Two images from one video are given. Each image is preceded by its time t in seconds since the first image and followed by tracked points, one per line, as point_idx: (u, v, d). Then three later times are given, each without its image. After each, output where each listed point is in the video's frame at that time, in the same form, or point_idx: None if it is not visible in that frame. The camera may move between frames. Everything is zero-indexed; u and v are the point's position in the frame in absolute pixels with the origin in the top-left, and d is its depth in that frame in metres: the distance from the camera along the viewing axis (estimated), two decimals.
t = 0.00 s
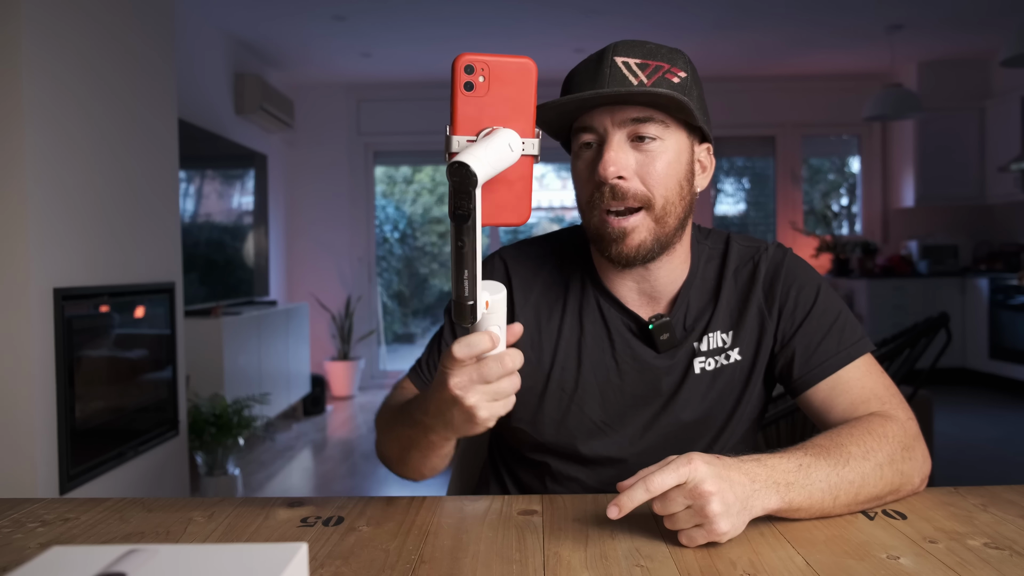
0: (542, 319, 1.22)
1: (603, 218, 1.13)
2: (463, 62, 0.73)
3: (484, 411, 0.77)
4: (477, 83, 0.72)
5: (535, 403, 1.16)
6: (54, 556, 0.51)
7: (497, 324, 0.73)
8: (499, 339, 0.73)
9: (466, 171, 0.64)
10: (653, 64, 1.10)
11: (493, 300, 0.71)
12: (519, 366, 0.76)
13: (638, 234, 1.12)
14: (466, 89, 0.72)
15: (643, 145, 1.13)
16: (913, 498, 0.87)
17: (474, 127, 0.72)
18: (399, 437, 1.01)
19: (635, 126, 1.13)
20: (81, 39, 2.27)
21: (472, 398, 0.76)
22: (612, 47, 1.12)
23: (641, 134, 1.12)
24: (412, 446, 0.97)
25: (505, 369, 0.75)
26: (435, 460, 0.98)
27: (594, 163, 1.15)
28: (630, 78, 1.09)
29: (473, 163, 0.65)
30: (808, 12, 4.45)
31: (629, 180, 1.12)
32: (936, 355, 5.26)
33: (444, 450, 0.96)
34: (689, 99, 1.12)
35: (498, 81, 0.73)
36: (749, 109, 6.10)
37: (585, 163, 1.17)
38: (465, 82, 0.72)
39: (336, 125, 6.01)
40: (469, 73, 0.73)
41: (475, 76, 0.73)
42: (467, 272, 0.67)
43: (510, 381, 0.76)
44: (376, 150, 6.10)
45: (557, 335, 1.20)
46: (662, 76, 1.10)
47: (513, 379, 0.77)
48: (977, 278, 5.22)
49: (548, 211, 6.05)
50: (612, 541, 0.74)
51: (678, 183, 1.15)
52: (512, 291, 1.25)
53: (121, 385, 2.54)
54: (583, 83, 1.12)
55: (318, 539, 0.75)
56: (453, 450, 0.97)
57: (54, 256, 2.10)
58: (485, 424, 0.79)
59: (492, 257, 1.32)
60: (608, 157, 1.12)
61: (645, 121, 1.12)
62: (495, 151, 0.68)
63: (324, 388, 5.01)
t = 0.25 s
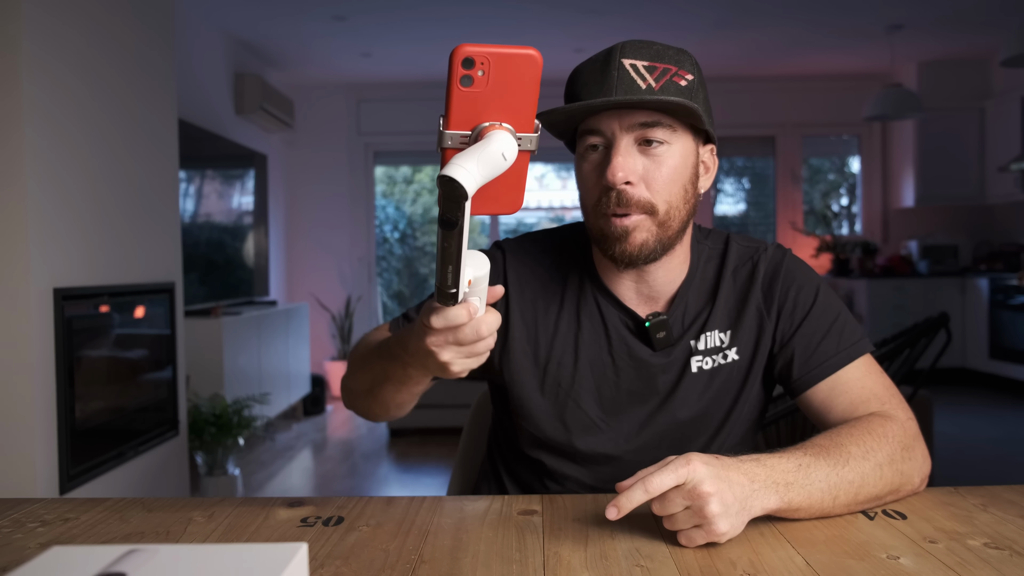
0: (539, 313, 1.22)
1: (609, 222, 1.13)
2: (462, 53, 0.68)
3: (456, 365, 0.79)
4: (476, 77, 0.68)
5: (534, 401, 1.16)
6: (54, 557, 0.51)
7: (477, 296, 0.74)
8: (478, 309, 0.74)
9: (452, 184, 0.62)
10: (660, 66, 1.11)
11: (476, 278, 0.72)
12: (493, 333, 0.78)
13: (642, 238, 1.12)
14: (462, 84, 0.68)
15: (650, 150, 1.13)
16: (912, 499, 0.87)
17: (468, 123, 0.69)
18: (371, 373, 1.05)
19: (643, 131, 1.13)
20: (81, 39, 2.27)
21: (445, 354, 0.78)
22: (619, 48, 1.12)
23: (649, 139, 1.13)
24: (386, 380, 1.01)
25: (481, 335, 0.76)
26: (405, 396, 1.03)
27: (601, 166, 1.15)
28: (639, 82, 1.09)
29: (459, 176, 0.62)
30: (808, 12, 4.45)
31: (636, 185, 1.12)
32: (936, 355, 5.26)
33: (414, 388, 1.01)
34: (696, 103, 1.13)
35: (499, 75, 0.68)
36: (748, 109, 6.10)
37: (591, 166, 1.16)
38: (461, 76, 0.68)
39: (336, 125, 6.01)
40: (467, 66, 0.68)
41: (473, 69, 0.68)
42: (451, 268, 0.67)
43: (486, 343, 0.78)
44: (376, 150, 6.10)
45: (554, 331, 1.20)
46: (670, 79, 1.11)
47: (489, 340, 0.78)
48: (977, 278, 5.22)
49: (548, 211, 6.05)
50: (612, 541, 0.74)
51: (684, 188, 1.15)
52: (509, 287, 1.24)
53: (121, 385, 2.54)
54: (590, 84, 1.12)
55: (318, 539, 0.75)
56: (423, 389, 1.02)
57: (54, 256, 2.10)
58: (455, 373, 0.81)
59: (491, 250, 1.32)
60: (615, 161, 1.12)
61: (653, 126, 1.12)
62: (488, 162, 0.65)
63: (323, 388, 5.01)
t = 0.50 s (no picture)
0: (537, 313, 1.22)
1: (605, 219, 1.12)
2: (470, 61, 0.67)
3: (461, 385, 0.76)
4: (483, 82, 0.67)
5: (532, 401, 1.16)
6: (54, 557, 0.51)
7: (482, 308, 0.72)
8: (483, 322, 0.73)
9: (452, 169, 0.63)
10: (658, 64, 1.11)
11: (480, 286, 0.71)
12: (500, 353, 0.75)
13: (638, 235, 1.12)
14: (470, 89, 0.67)
15: (647, 148, 1.13)
16: (912, 499, 0.87)
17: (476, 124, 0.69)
18: (380, 401, 1.03)
19: (640, 128, 1.12)
20: (81, 39, 2.27)
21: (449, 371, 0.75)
22: (616, 46, 1.12)
23: (646, 137, 1.12)
24: (394, 407, 0.99)
25: (485, 350, 0.74)
26: (415, 425, 0.99)
27: (598, 163, 1.14)
28: (636, 79, 1.09)
29: (459, 164, 0.63)
30: (808, 13, 4.45)
31: (632, 182, 1.11)
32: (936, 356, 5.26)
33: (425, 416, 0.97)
34: (692, 101, 1.13)
35: (506, 79, 0.67)
36: (749, 109, 6.10)
37: (587, 163, 1.15)
38: (467, 81, 0.67)
39: (336, 125, 6.01)
40: (474, 71, 0.67)
41: (480, 74, 0.67)
42: (450, 261, 0.66)
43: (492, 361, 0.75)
44: (376, 150, 6.10)
45: (551, 330, 1.20)
46: (667, 77, 1.11)
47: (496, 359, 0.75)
48: (977, 278, 5.22)
49: (548, 211, 6.05)
50: (611, 542, 0.74)
51: (679, 185, 1.15)
52: (508, 287, 1.25)
53: (121, 385, 2.54)
54: (587, 81, 1.12)
55: (318, 538, 0.75)
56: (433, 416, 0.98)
57: (54, 256, 2.10)
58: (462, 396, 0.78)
59: (488, 252, 1.32)
60: (613, 158, 1.12)
61: (650, 123, 1.12)
62: (492, 162, 0.66)
63: (324, 388, 5.01)
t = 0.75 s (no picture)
0: (542, 313, 1.21)
1: (609, 209, 1.12)
2: (480, 50, 0.71)
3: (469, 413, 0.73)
4: (493, 70, 0.71)
5: (535, 400, 1.16)
6: (54, 557, 0.51)
7: (496, 317, 0.69)
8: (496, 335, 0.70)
9: (465, 131, 0.67)
10: (661, 59, 1.10)
11: (494, 287, 0.68)
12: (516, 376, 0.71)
13: (640, 226, 1.11)
14: (482, 78, 0.71)
15: (651, 139, 1.13)
16: (912, 499, 0.87)
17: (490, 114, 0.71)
18: (396, 443, 1.00)
19: (645, 120, 1.13)
20: (81, 39, 2.27)
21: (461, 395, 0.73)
22: (619, 40, 1.12)
23: (650, 128, 1.13)
24: (410, 456, 0.95)
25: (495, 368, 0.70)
26: (432, 473, 0.95)
27: (602, 155, 1.15)
28: (639, 73, 1.09)
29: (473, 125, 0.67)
30: (808, 12, 4.45)
31: (637, 172, 1.11)
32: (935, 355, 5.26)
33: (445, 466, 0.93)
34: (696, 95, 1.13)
35: (516, 68, 0.71)
36: (749, 109, 6.10)
37: (591, 155, 1.16)
38: (479, 71, 0.71)
39: (336, 125, 6.01)
40: (485, 61, 0.71)
41: (490, 63, 0.71)
42: (461, 236, 0.67)
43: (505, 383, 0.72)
44: (376, 150, 6.10)
45: (554, 329, 1.20)
46: (670, 72, 1.10)
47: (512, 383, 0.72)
48: (977, 278, 5.22)
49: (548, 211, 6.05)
50: (611, 542, 0.74)
51: (682, 178, 1.16)
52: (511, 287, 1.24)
53: (121, 385, 2.54)
54: (590, 74, 1.11)
55: (318, 538, 0.75)
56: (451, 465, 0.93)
57: (54, 256, 2.10)
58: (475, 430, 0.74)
59: (490, 255, 1.32)
60: (617, 148, 1.12)
61: (654, 115, 1.13)
62: (504, 135, 0.67)
63: (324, 388, 5.01)
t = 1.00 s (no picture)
0: (543, 313, 1.21)
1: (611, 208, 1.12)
2: (496, 45, 0.72)
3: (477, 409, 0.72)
4: (509, 63, 0.71)
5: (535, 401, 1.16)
6: (54, 557, 0.51)
7: (507, 310, 0.70)
8: (506, 331, 0.70)
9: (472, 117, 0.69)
10: (665, 58, 1.10)
11: (502, 279, 0.70)
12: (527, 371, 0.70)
13: (643, 226, 1.11)
14: (498, 72, 0.72)
15: (654, 138, 1.13)
16: (912, 499, 0.87)
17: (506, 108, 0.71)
18: (405, 449, 0.99)
19: (648, 118, 1.13)
20: (81, 39, 2.27)
21: (468, 390, 0.72)
22: (625, 39, 1.13)
23: (653, 126, 1.13)
24: (418, 460, 0.94)
25: (504, 363, 0.69)
26: (440, 477, 0.94)
27: (605, 152, 1.13)
28: (644, 71, 1.09)
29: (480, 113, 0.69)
30: (808, 12, 4.45)
31: (640, 170, 1.11)
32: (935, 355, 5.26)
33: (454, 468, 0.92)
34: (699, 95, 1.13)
35: (530, 60, 0.71)
36: (749, 109, 6.10)
37: (594, 152, 1.14)
38: (495, 64, 0.72)
39: (336, 125, 6.01)
40: (500, 54, 0.71)
41: (505, 56, 0.71)
42: (467, 226, 0.69)
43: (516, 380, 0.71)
44: (376, 150, 6.10)
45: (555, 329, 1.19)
46: (674, 71, 1.10)
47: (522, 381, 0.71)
48: (977, 278, 5.22)
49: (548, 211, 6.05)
50: (611, 542, 0.74)
51: (683, 177, 1.15)
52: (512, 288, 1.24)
53: (121, 385, 2.54)
54: (595, 72, 1.12)
55: (318, 539, 0.75)
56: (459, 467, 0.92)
57: (54, 256, 2.10)
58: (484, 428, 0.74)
59: (491, 257, 1.31)
60: (621, 146, 1.11)
61: (658, 113, 1.13)
62: (512, 121, 0.68)
63: (324, 388, 5.01)
